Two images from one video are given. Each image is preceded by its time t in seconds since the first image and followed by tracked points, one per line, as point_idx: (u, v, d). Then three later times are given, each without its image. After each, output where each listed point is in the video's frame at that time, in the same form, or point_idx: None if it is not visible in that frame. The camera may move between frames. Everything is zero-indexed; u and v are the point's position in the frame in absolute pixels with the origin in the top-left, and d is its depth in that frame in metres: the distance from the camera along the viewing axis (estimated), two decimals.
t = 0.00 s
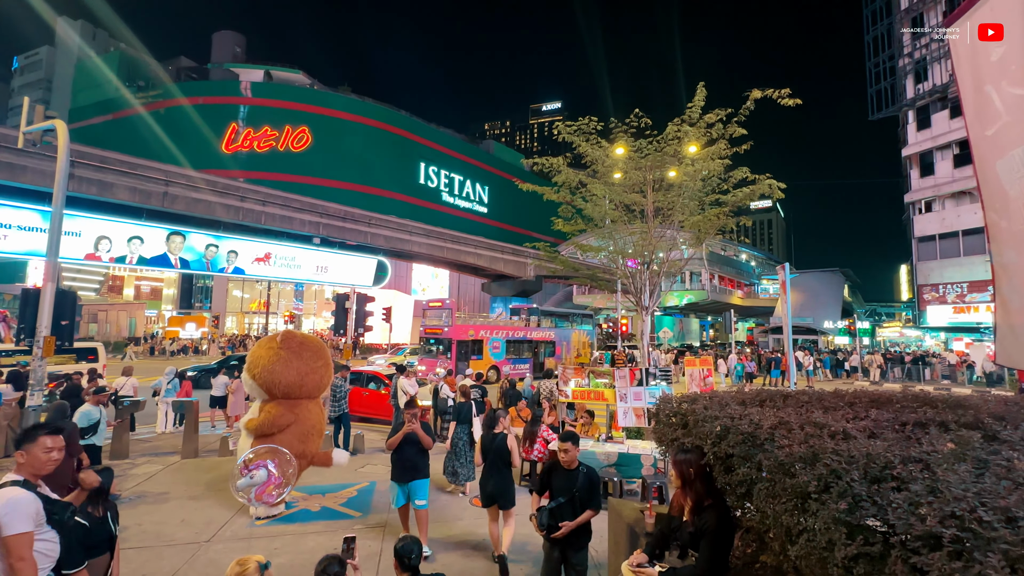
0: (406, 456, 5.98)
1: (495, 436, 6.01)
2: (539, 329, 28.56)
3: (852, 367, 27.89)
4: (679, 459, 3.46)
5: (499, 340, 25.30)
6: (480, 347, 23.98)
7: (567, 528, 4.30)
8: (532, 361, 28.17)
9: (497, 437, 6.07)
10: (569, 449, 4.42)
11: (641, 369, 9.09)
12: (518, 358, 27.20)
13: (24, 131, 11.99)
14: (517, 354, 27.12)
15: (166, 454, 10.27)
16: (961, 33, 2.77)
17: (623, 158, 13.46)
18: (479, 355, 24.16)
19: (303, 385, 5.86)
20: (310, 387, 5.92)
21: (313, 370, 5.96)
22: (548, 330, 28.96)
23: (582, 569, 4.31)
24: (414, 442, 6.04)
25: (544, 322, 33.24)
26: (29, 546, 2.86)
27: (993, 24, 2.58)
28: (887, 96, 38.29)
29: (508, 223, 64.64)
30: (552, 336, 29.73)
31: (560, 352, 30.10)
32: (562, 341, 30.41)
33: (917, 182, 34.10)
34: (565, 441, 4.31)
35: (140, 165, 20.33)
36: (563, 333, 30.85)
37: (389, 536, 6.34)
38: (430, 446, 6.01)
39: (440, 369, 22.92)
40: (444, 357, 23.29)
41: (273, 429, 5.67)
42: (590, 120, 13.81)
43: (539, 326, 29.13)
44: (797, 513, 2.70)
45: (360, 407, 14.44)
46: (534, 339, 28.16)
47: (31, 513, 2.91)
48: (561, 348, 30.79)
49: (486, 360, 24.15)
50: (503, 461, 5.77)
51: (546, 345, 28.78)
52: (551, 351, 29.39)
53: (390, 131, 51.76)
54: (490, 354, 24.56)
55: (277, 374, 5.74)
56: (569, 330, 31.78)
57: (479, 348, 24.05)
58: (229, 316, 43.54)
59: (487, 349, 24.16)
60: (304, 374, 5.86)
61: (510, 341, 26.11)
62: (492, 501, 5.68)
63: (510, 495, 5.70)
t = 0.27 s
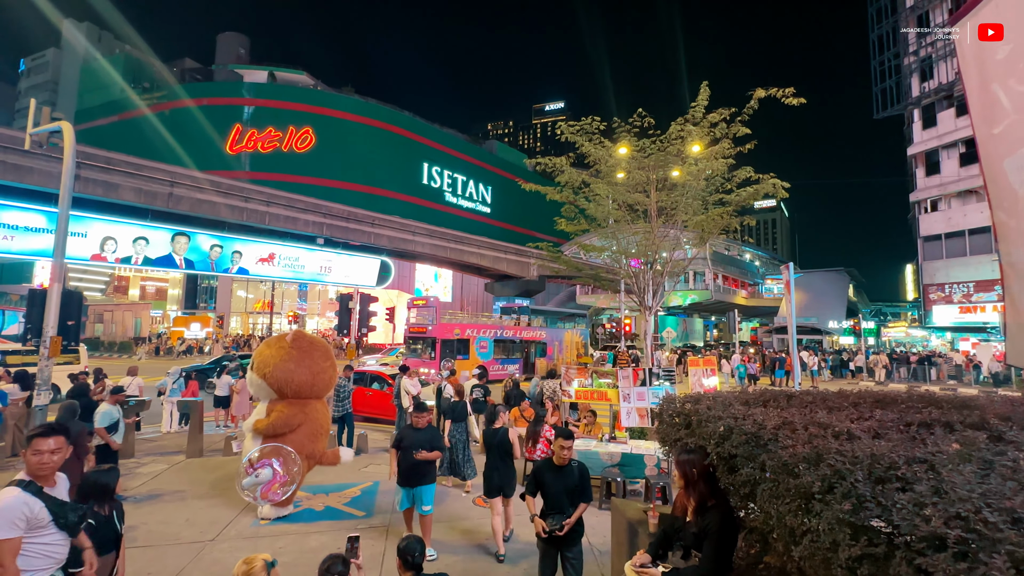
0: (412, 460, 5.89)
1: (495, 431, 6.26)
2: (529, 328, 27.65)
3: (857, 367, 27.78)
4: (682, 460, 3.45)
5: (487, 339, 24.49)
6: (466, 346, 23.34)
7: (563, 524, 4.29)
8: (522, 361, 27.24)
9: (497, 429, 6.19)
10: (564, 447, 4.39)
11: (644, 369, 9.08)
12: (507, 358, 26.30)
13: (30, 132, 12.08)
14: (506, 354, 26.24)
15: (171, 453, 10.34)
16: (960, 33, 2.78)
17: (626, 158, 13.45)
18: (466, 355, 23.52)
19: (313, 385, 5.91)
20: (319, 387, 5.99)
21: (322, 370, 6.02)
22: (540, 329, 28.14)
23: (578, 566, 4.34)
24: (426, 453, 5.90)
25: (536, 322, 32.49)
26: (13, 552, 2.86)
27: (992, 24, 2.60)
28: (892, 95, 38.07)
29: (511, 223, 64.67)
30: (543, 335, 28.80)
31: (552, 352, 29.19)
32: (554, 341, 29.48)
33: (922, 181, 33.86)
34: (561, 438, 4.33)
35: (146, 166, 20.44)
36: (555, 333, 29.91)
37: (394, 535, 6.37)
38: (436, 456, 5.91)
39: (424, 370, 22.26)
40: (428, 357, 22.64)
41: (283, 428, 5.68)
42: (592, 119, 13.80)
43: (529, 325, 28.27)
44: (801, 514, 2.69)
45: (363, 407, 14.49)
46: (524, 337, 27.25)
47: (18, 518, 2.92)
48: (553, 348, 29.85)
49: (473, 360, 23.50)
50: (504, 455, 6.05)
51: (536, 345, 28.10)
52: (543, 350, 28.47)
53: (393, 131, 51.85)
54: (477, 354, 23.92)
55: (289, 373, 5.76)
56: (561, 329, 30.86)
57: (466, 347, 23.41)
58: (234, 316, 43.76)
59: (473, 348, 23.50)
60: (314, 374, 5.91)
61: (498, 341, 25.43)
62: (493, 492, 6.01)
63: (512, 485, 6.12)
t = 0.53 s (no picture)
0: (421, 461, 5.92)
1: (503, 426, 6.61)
2: (525, 328, 26.87)
3: (871, 368, 27.37)
4: (693, 461, 3.42)
5: (479, 340, 23.81)
6: (457, 347, 22.78)
7: (569, 524, 4.28)
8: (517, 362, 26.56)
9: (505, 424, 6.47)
10: (571, 446, 4.39)
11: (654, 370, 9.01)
12: (501, 359, 25.63)
13: (49, 137, 12.33)
14: (500, 355, 25.53)
15: (186, 452, 10.49)
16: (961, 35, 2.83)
17: (635, 157, 13.39)
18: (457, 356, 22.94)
19: (326, 389, 5.96)
20: (332, 390, 6.04)
21: (335, 373, 6.07)
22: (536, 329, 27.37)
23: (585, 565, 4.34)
24: (434, 465, 5.77)
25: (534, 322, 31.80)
26: (23, 550, 2.96)
27: (993, 24, 2.63)
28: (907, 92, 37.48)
29: (520, 223, 64.69)
30: (540, 335, 28.02)
31: (549, 352, 28.42)
32: (551, 341, 28.63)
33: (938, 179, 33.25)
34: (567, 437, 4.33)
35: (160, 169, 20.77)
36: (552, 333, 29.10)
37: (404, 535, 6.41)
38: (446, 463, 5.73)
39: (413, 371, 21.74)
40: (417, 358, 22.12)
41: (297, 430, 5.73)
42: (601, 119, 13.77)
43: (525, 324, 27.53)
44: (815, 517, 2.66)
45: (373, 407, 14.57)
46: (519, 337, 26.49)
47: (37, 516, 3.01)
48: (550, 349, 29.05)
49: (465, 361, 22.93)
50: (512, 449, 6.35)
51: (533, 346, 27.38)
52: (539, 351, 27.75)
53: (402, 133, 52.12)
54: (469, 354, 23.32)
55: (303, 377, 5.81)
56: (558, 329, 30.02)
57: (457, 348, 22.84)
58: (246, 316, 44.29)
59: (465, 349, 22.91)
60: (326, 377, 5.95)
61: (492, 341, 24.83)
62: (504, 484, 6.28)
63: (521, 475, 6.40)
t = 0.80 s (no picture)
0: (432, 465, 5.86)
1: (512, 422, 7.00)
2: (526, 327, 25.39)
3: (894, 369, 26.72)
4: (709, 465, 3.37)
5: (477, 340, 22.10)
6: (453, 348, 21.02)
7: (582, 525, 4.24)
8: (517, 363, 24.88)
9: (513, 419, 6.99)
10: (584, 446, 4.38)
11: (670, 371, 8.91)
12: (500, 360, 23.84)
13: (76, 143, 12.71)
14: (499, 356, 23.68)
15: (206, 450, 10.69)
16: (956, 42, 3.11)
17: (649, 156, 13.28)
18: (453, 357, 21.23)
19: (341, 390, 6.04)
20: (347, 391, 6.12)
21: (350, 375, 6.14)
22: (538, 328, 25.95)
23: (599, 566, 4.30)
24: (436, 479, 5.62)
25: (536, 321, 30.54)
26: (56, 544, 3.04)
27: (996, 26, 2.72)
28: (929, 86, 36.64)
29: (533, 223, 64.63)
30: (541, 335, 26.56)
31: (550, 353, 27.00)
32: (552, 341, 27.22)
33: (964, 174, 32.35)
34: (579, 437, 4.31)
35: (181, 173, 21.24)
36: (554, 333, 27.65)
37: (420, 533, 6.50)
38: (448, 474, 5.55)
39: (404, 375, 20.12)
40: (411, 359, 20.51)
41: (313, 431, 5.83)
42: (615, 118, 13.71)
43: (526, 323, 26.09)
44: (837, 520, 2.61)
45: (388, 407, 14.68)
46: (520, 338, 24.98)
47: (68, 511, 3.10)
48: (551, 350, 27.61)
49: (461, 364, 21.08)
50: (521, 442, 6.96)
51: (534, 346, 25.85)
52: (540, 351, 26.29)
53: (416, 135, 52.51)
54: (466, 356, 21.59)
55: (318, 378, 5.87)
56: (561, 329, 28.54)
57: (452, 349, 21.14)
58: (264, 317, 45.02)
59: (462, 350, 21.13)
60: (341, 379, 6.03)
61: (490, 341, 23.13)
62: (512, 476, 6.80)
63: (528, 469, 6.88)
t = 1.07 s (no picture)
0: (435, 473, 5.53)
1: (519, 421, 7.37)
2: (527, 328, 24.67)
3: (922, 370, 25.94)
4: (730, 469, 3.33)
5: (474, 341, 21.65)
6: (449, 348, 20.57)
7: (602, 527, 4.21)
8: (517, 365, 24.10)
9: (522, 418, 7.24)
10: (604, 448, 4.34)
11: (689, 372, 8.83)
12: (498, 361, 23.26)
13: (105, 151, 13.16)
14: (498, 356, 23.22)
15: (231, 449, 10.96)
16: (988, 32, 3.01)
17: (666, 155, 13.15)
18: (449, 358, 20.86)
19: (361, 389, 6.12)
20: (366, 390, 6.21)
21: (369, 374, 6.23)
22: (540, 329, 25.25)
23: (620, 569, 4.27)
24: (441, 479, 5.32)
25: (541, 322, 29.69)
26: (97, 541, 3.11)
27: None
28: (958, 78, 35.48)
29: (548, 224, 64.53)
30: (543, 336, 25.69)
31: (553, 355, 26.10)
32: (555, 342, 26.46)
33: (995, 169, 31.27)
34: (598, 439, 4.29)
35: (204, 179, 21.79)
36: (557, 334, 26.73)
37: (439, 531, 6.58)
38: (453, 474, 5.27)
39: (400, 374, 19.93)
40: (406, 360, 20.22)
41: (334, 430, 5.91)
42: (631, 116, 13.60)
43: (528, 324, 25.32)
44: (866, 526, 2.55)
45: (406, 407, 14.81)
46: (520, 338, 24.25)
47: (102, 508, 3.16)
48: (554, 351, 26.69)
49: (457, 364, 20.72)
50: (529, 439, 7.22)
51: (535, 348, 25.18)
52: (542, 353, 25.56)
53: (432, 137, 52.91)
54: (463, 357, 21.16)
55: (339, 377, 5.96)
56: (566, 330, 27.60)
57: (449, 349, 20.69)
58: (284, 319, 45.88)
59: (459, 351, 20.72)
60: (361, 378, 6.11)
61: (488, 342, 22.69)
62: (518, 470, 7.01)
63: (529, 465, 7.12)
